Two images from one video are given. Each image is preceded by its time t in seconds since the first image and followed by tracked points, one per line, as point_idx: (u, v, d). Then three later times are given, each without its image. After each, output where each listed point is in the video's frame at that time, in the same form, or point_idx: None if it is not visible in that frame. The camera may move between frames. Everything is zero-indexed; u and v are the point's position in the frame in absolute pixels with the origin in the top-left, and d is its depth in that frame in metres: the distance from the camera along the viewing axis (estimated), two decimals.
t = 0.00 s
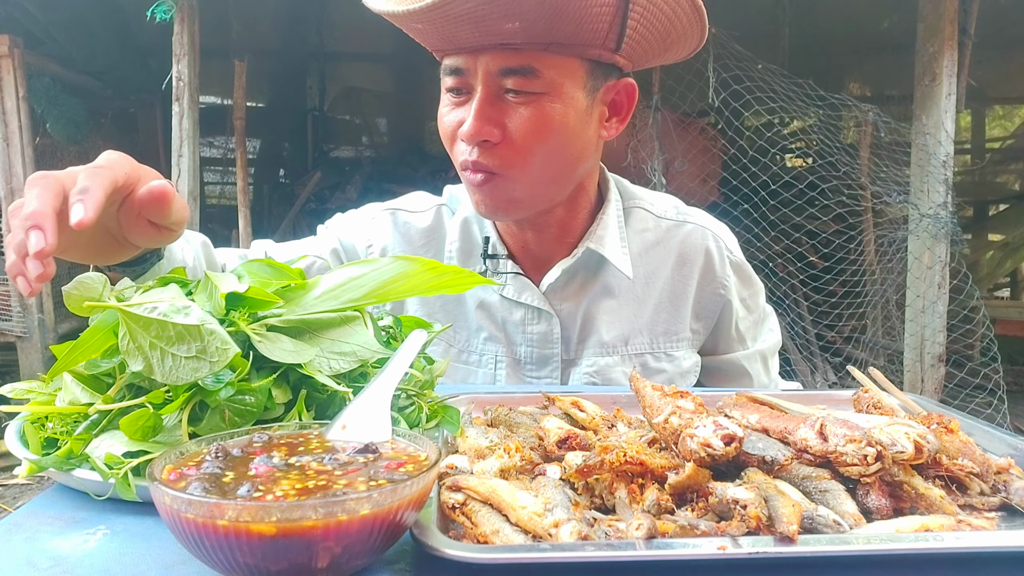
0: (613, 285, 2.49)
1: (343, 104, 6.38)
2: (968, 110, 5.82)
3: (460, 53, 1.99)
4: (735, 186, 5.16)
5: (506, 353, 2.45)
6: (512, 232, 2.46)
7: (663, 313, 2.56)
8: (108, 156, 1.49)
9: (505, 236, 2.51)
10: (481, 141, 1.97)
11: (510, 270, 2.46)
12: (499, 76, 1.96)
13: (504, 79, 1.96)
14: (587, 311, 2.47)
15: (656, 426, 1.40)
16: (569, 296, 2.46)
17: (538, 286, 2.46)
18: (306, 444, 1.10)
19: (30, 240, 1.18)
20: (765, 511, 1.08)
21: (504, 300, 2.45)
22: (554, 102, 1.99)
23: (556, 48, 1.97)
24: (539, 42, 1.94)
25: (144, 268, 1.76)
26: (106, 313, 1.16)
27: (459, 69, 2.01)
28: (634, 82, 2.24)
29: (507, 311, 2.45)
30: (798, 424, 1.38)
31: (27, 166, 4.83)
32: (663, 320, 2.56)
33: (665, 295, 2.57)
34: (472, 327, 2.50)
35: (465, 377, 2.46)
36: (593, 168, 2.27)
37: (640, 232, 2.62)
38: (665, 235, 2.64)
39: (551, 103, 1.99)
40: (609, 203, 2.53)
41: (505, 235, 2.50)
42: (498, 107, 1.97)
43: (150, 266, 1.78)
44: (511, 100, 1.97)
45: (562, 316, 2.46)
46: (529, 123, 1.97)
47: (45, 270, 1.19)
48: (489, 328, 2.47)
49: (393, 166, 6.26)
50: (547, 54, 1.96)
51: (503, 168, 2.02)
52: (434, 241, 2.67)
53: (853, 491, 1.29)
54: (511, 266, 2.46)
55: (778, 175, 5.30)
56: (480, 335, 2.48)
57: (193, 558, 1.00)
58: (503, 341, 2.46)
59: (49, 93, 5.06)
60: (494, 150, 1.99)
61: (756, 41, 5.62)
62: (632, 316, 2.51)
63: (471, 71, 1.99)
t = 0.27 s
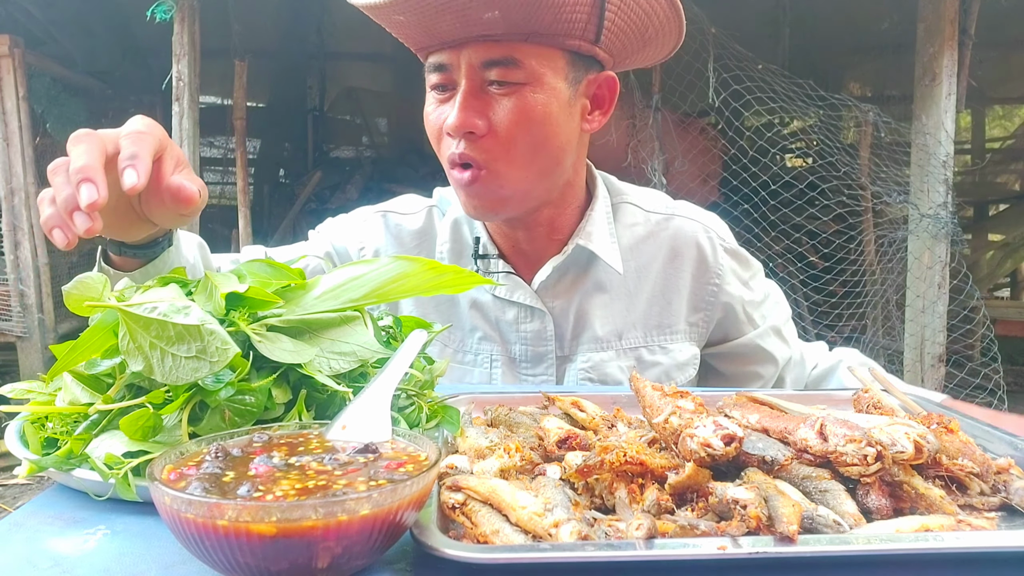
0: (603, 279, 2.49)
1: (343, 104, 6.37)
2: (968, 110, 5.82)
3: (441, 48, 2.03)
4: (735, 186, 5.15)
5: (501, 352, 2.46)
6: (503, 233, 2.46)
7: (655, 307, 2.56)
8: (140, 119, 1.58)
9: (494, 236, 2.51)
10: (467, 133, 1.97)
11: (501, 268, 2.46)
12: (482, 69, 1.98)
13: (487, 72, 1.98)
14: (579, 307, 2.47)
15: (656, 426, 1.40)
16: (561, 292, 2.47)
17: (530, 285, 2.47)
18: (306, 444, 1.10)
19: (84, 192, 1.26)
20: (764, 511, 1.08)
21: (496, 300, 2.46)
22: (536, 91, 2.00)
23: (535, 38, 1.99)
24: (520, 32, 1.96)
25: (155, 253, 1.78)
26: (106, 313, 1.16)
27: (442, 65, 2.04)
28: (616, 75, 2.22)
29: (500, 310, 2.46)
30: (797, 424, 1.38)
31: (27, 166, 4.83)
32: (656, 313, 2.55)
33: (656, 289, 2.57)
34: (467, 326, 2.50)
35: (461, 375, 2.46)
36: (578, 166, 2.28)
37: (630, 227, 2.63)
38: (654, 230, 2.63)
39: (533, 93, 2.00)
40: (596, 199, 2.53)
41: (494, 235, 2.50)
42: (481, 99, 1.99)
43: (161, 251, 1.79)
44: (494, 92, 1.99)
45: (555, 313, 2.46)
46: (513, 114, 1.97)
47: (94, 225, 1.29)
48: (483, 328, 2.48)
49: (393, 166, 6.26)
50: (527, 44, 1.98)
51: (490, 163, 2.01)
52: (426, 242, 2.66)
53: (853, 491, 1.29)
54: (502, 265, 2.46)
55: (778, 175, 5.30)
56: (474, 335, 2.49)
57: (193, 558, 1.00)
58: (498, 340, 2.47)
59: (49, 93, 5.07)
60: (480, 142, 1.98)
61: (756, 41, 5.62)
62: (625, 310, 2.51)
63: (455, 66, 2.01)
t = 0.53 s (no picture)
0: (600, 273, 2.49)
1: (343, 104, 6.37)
2: (968, 110, 5.82)
3: (498, 55, 1.93)
4: (735, 186, 5.14)
5: (502, 348, 2.46)
6: (505, 230, 2.47)
7: (653, 299, 2.56)
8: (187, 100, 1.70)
9: (494, 232, 2.52)
10: (536, 142, 1.99)
11: (501, 266, 2.47)
12: (545, 79, 1.97)
13: (551, 80, 1.97)
14: (579, 303, 2.48)
15: (656, 426, 1.40)
16: (560, 289, 2.47)
17: (531, 282, 2.47)
18: (306, 444, 1.10)
19: (130, 147, 1.35)
20: (765, 511, 1.08)
21: (497, 296, 2.45)
22: (591, 98, 2.05)
23: (596, 47, 2.02)
24: (587, 41, 1.99)
25: (181, 247, 1.81)
26: (106, 313, 1.16)
27: (494, 71, 1.96)
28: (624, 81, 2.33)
29: (501, 306, 2.45)
30: (798, 424, 1.38)
31: (27, 166, 4.84)
32: (655, 304, 2.55)
33: (655, 281, 2.57)
34: (467, 322, 2.50)
35: (462, 372, 2.47)
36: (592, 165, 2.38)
37: (625, 222, 2.63)
38: (648, 224, 2.64)
39: (588, 99, 2.05)
40: (590, 195, 2.55)
41: (494, 231, 2.52)
42: (548, 107, 2.00)
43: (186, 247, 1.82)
44: (558, 99, 2.01)
45: (555, 309, 2.47)
46: (579, 121, 2.03)
47: (129, 179, 1.37)
48: (484, 324, 2.47)
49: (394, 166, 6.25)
50: (590, 52, 2.01)
51: (553, 168, 2.07)
52: (423, 241, 2.67)
53: (853, 491, 1.29)
54: (501, 262, 2.47)
55: (778, 176, 5.29)
56: (475, 331, 2.49)
57: (193, 558, 1.00)
58: (499, 337, 2.47)
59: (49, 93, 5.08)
60: (547, 150, 2.02)
61: (757, 41, 5.61)
62: (624, 304, 2.52)
63: (513, 73, 1.96)
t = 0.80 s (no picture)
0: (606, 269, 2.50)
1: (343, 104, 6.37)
2: (968, 110, 5.81)
3: (568, 60, 1.89)
4: (735, 186, 5.17)
5: (510, 345, 2.45)
6: (518, 229, 2.47)
7: (661, 294, 2.56)
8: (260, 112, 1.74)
9: (510, 236, 2.51)
10: (598, 150, 1.97)
11: (511, 263, 2.46)
12: (607, 85, 1.94)
13: (612, 88, 1.96)
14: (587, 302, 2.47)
15: (656, 426, 1.40)
16: (570, 287, 2.47)
17: (539, 279, 2.46)
18: (307, 444, 1.10)
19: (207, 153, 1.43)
20: (765, 511, 1.08)
21: (507, 293, 2.45)
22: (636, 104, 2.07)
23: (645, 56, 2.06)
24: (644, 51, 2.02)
25: (217, 249, 1.82)
26: (106, 313, 1.16)
27: (564, 74, 1.91)
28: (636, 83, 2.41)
29: (510, 303, 2.45)
30: (797, 424, 1.38)
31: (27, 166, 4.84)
32: (662, 299, 2.56)
33: (660, 276, 2.57)
34: (475, 319, 2.49)
35: (470, 369, 2.47)
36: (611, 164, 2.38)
37: (629, 219, 2.62)
38: (652, 220, 2.64)
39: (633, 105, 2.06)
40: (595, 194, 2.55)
41: (512, 234, 2.50)
42: (606, 114, 1.98)
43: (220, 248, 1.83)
44: (615, 106, 2.00)
45: (564, 307, 2.46)
46: (628, 128, 2.04)
47: (200, 181, 1.43)
48: (492, 320, 2.47)
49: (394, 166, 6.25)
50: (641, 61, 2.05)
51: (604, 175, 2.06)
52: (431, 239, 2.65)
53: (853, 491, 1.30)
54: (511, 260, 2.46)
55: (778, 176, 5.32)
56: (483, 328, 2.48)
57: (194, 558, 1.00)
58: (507, 333, 2.47)
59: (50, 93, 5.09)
60: (604, 157, 2.00)
61: (756, 41, 5.61)
62: (630, 300, 2.52)
63: (580, 79, 1.92)
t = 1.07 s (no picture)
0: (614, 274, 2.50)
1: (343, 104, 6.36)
2: (968, 110, 5.81)
3: (621, 78, 1.88)
4: (735, 186, 5.15)
5: (516, 346, 2.46)
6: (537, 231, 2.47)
7: (668, 301, 2.56)
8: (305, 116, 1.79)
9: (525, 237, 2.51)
10: (645, 166, 2.00)
11: (522, 263, 2.46)
12: (655, 99, 1.96)
13: (658, 103, 1.97)
14: (597, 304, 2.48)
15: (656, 426, 1.40)
16: (580, 290, 2.48)
17: (550, 280, 2.47)
18: (306, 444, 1.10)
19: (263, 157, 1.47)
20: (765, 511, 1.08)
21: (518, 293, 2.45)
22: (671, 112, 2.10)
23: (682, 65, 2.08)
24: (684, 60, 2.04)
25: (242, 247, 1.82)
26: (106, 313, 1.16)
27: (619, 88, 1.90)
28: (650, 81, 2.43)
29: (521, 303, 2.45)
30: (797, 424, 1.38)
31: (27, 166, 4.84)
32: (668, 307, 2.56)
33: (668, 283, 2.57)
34: (482, 319, 2.49)
35: (477, 368, 2.47)
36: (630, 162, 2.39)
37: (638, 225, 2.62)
38: (661, 227, 2.63)
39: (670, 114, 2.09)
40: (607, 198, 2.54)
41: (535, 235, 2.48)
42: (650, 127, 2.00)
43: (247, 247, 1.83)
44: (657, 118, 2.02)
45: (574, 310, 2.46)
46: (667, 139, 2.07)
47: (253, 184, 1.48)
48: (500, 320, 2.47)
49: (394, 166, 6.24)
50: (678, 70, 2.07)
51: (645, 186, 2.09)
52: (441, 237, 2.65)
53: (852, 491, 1.30)
54: (523, 260, 2.46)
55: (778, 176, 5.30)
56: (491, 328, 2.48)
57: (193, 558, 1.00)
58: (514, 333, 2.46)
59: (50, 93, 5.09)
60: (648, 171, 2.04)
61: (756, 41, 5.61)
62: (637, 306, 2.52)
63: (631, 96, 1.92)
